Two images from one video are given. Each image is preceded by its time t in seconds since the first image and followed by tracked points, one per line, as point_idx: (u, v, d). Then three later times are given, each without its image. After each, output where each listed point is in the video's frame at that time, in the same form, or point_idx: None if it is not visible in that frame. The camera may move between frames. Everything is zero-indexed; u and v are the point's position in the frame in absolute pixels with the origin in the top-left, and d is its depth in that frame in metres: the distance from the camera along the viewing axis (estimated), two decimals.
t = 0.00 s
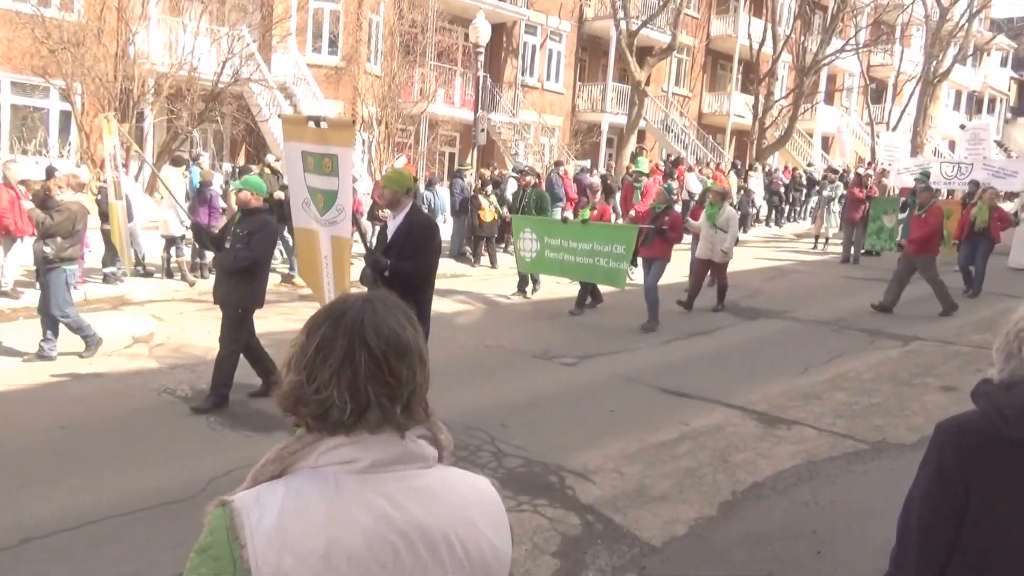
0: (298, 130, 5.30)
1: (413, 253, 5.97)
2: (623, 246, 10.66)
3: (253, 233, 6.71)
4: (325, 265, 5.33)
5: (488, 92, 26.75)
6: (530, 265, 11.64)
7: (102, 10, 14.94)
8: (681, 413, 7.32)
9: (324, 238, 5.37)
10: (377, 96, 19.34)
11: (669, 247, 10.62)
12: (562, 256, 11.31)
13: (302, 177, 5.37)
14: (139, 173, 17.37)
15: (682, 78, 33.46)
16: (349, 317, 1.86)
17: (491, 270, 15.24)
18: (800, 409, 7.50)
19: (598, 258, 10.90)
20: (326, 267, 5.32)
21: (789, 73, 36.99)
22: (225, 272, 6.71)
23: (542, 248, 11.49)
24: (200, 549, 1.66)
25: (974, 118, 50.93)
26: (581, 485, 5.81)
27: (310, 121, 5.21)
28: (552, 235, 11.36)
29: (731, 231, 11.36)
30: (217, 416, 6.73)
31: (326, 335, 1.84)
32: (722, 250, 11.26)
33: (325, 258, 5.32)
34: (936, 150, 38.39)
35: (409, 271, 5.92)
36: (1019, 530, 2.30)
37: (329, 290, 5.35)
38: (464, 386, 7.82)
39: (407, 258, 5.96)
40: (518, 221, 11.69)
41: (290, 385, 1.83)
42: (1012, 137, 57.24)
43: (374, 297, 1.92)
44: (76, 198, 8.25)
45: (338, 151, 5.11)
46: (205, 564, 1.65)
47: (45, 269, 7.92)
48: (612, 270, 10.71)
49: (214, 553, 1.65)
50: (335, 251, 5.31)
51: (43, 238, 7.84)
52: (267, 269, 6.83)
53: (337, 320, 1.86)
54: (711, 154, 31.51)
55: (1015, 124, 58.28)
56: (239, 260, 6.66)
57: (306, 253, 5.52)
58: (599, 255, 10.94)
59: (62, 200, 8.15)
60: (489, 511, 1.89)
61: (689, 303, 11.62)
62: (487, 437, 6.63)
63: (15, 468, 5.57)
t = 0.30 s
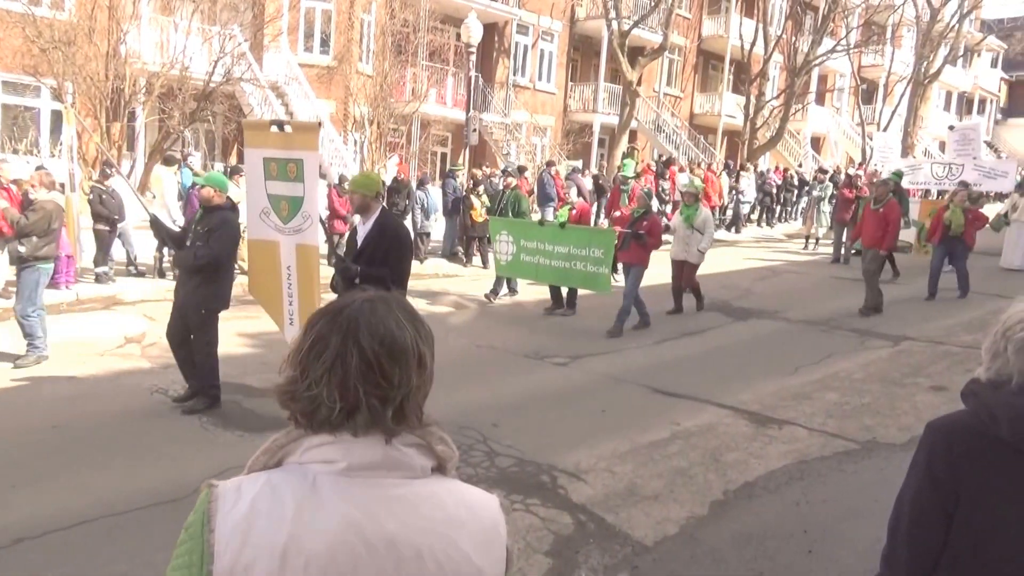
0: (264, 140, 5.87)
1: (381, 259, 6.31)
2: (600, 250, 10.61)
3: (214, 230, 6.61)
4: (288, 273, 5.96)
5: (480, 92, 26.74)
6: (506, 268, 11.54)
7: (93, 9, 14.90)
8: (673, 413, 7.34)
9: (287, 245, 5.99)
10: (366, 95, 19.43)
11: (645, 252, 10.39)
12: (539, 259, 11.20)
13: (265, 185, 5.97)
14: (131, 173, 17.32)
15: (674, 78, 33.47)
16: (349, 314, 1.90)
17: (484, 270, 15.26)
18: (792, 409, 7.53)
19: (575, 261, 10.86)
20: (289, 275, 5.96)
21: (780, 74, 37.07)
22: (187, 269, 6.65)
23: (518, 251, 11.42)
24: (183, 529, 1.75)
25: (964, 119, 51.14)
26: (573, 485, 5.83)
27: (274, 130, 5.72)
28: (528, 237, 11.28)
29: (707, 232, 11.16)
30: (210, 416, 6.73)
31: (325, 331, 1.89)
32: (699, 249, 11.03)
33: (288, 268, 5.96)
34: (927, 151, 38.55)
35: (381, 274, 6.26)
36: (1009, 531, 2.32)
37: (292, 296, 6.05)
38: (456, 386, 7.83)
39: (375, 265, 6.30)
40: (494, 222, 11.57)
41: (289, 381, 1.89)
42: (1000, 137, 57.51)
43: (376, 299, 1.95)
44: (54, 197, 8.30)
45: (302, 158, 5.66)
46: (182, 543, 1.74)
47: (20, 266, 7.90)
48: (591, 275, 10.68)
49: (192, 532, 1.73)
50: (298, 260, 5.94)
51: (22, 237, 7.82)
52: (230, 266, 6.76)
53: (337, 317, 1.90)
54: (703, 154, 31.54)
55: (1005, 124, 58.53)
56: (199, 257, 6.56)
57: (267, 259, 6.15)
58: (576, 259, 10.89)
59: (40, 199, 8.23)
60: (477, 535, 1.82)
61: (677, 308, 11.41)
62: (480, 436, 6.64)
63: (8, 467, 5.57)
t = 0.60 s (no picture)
0: (226, 125, 5.61)
1: (348, 264, 5.94)
2: (584, 250, 10.59)
3: (182, 233, 6.36)
4: (248, 267, 5.74)
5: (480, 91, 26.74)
6: (488, 269, 11.40)
7: (92, 7, 14.85)
8: (673, 412, 7.35)
9: (247, 237, 5.72)
10: (366, 94, 19.51)
11: (632, 249, 10.22)
12: (521, 260, 11.08)
13: (225, 174, 5.67)
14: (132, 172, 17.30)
15: (674, 77, 33.47)
16: (355, 311, 1.90)
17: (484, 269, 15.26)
18: (791, 408, 7.54)
19: (559, 262, 10.79)
20: (250, 269, 5.73)
21: (780, 73, 37.09)
22: (155, 275, 6.40)
23: (501, 252, 11.28)
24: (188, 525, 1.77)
25: (963, 119, 51.18)
26: (574, 484, 5.84)
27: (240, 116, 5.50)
28: (512, 239, 11.17)
29: (694, 235, 10.90)
30: (210, 416, 6.73)
31: (330, 327, 1.89)
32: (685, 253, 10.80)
33: (248, 261, 5.73)
34: (926, 151, 38.57)
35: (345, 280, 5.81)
36: (1006, 528, 2.34)
37: (252, 292, 5.79)
38: (456, 386, 7.83)
39: (341, 269, 5.92)
40: (479, 222, 11.45)
41: (295, 376, 1.90)
42: (1000, 138, 57.56)
43: (381, 295, 1.94)
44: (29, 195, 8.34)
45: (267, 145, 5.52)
46: (187, 539, 1.76)
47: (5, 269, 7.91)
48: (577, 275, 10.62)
49: (196, 528, 1.76)
50: (260, 253, 5.71)
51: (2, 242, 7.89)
52: (200, 270, 6.52)
53: (342, 314, 1.89)
54: (703, 154, 31.56)
55: (1005, 124, 58.60)
56: (167, 263, 6.32)
57: (223, 252, 5.83)
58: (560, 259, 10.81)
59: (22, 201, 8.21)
60: (483, 534, 1.83)
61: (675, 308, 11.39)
62: (480, 435, 6.65)
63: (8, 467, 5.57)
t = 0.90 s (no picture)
0: (178, 114, 4.90)
1: (314, 264, 4.88)
2: (570, 250, 10.27)
3: (149, 231, 6.20)
4: (204, 264, 5.01)
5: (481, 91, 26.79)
6: (474, 269, 11.06)
7: (94, 6, 14.79)
8: (674, 411, 7.36)
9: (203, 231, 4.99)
10: (368, 93, 19.50)
11: (620, 250, 10.15)
12: (508, 259, 10.80)
13: (179, 166, 4.96)
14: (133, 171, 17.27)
15: (675, 77, 33.48)
16: (363, 310, 1.89)
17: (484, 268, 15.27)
18: (792, 406, 7.56)
19: (544, 262, 10.49)
20: (206, 266, 5.00)
21: (781, 72, 37.10)
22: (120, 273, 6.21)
23: (488, 251, 10.96)
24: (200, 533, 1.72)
25: (963, 118, 51.26)
26: (575, 482, 5.85)
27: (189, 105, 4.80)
28: (497, 237, 10.82)
29: (682, 233, 10.90)
30: (211, 415, 6.73)
31: (339, 326, 1.88)
32: (672, 251, 10.79)
33: (205, 257, 5.00)
34: (925, 150, 38.60)
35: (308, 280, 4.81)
36: (1007, 527, 2.35)
37: (211, 286, 5.11)
38: (459, 385, 7.84)
39: (305, 269, 4.86)
40: (466, 222, 11.07)
41: (301, 375, 1.88)
42: (1000, 137, 57.65)
43: (387, 293, 1.95)
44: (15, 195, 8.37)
45: (216, 133, 4.76)
46: (197, 544, 1.71)
47: None
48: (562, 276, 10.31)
49: (208, 533, 1.71)
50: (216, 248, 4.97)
51: None
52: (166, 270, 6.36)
53: (350, 314, 1.89)
54: (704, 153, 31.57)
55: (1004, 123, 58.62)
56: (133, 262, 6.15)
57: (183, 248, 5.15)
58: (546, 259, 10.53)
59: None
60: (495, 523, 1.87)
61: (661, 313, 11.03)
62: (482, 434, 6.65)
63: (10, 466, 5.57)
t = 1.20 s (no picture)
0: (112, 122, 4.78)
1: (264, 273, 4.79)
2: (556, 251, 9.88)
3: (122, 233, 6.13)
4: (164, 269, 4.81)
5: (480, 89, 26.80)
6: (460, 271, 10.69)
7: (96, 5, 14.84)
8: (675, 408, 7.37)
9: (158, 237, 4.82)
10: (369, 91, 19.54)
11: (603, 250, 9.98)
12: (495, 261, 10.41)
13: (126, 174, 4.83)
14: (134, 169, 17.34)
15: (676, 74, 33.41)
16: (385, 308, 1.94)
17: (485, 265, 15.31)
18: (793, 404, 7.56)
19: (531, 263, 10.10)
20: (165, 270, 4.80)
21: (782, 70, 37.04)
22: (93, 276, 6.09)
23: (474, 253, 10.56)
24: (227, 532, 1.72)
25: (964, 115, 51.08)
26: (576, 479, 5.86)
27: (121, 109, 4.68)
28: (484, 239, 10.44)
29: (670, 233, 10.78)
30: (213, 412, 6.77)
31: (361, 323, 1.93)
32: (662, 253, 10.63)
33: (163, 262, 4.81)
34: (927, 148, 38.53)
35: (258, 291, 4.73)
36: (1010, 525, 2.35)
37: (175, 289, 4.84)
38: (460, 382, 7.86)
39: (256, 277, 4.78)
40: (450, 223, 10.75)
41: (324, 373, 1.91)
42: (1001, 134, 57.44)
43: (404, 292, 2.00)
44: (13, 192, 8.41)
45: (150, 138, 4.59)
46: (224, 544, 1.71)
47: None
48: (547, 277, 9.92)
49: (236, 532, 1.71)
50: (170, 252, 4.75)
51: None
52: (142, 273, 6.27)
53: (372, 312, 1.94)
54: (704, 151, 31.55)
55: (1006, 121, 58.37)
56: (106, 264, 6.06)
57: (148, 254, 5.02)
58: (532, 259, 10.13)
59: None
60: (513, 518, 1.88)
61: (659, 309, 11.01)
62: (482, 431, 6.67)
63: (14, 462, 5.61)
